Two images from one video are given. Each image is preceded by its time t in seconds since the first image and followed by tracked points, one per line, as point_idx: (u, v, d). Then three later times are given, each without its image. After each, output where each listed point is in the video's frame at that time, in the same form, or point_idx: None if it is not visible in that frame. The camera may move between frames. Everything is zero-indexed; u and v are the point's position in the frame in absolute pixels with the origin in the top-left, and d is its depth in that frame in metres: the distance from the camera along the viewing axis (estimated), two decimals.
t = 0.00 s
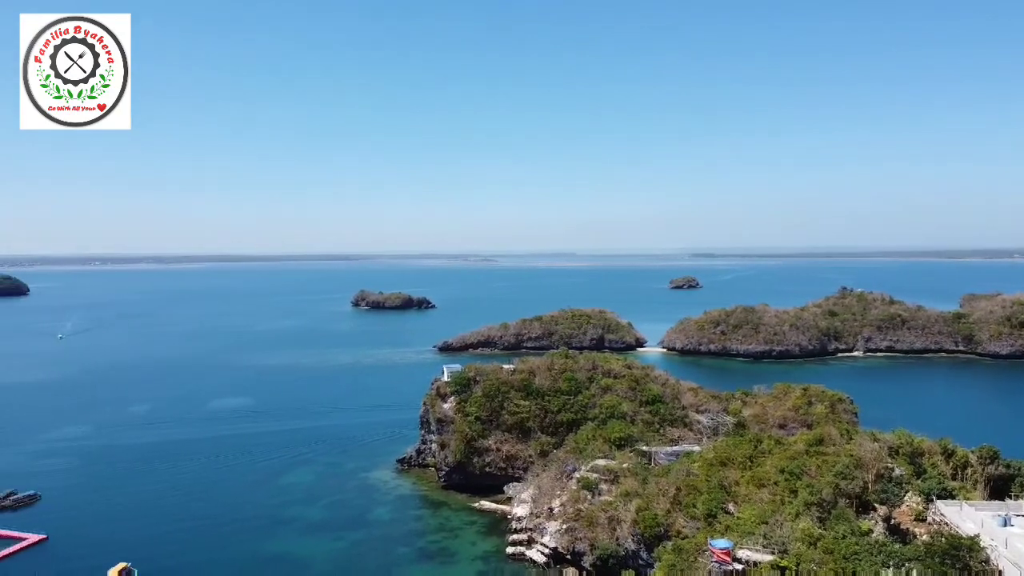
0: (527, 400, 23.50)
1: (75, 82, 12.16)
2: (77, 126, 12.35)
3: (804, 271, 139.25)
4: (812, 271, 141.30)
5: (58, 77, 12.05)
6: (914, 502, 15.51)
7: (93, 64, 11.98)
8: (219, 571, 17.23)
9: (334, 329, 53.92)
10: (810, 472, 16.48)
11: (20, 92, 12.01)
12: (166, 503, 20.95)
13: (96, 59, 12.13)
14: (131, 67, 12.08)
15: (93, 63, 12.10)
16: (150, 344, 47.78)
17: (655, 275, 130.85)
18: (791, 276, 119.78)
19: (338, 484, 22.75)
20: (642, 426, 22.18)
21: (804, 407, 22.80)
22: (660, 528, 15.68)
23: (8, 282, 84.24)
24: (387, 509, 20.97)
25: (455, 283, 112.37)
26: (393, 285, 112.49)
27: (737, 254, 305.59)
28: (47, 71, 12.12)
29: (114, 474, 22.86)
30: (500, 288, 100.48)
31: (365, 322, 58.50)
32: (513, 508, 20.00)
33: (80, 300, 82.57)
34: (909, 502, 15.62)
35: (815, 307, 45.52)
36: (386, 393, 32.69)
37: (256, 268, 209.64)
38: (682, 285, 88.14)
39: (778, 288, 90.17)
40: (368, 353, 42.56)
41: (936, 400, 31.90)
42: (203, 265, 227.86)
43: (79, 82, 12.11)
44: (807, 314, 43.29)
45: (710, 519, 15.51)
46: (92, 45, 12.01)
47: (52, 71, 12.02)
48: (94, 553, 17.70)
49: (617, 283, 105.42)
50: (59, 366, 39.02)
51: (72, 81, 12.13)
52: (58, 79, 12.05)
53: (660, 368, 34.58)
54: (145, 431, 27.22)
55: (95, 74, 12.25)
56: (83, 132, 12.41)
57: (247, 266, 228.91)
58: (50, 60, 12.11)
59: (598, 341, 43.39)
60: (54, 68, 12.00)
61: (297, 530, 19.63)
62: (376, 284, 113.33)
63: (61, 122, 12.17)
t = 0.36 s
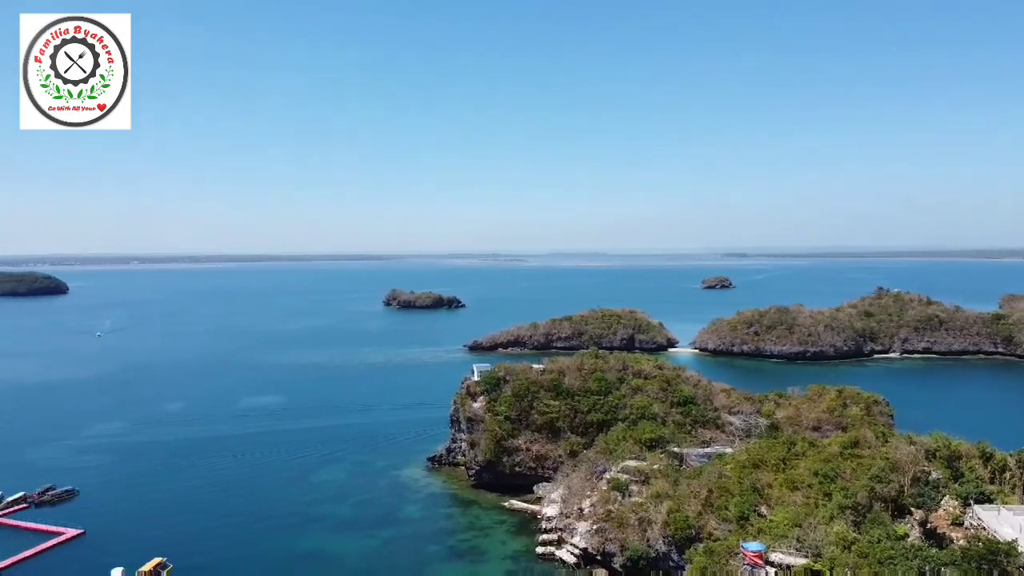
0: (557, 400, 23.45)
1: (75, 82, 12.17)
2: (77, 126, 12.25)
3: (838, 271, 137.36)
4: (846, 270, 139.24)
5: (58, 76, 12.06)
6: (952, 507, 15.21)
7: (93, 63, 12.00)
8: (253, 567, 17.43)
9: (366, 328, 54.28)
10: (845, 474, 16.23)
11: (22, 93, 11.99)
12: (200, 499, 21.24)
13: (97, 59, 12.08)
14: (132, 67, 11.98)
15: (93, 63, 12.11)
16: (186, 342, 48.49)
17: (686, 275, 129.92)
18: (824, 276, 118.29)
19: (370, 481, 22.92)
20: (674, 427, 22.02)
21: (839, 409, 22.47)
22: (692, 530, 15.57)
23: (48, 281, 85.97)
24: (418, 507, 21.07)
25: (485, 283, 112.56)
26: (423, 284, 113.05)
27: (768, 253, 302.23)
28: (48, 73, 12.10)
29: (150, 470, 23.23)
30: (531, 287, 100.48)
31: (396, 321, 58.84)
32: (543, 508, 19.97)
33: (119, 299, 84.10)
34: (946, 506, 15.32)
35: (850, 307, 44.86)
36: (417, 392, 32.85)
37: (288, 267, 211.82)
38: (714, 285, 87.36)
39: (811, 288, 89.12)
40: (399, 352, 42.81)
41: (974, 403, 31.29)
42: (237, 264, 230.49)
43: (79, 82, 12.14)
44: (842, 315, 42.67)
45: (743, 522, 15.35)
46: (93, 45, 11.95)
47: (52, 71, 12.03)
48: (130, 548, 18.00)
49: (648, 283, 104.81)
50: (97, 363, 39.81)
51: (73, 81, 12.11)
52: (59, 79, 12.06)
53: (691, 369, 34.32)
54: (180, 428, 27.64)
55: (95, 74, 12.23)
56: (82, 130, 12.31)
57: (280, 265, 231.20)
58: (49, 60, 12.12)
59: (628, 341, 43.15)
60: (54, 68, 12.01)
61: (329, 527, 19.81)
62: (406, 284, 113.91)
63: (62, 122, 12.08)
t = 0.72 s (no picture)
0: (578, 400, 23.39)
1: (75, 82, 12.31)
2: (76, 125, 12.54)
3: (863, 271, 135.85)
4: (873, 270, 137.55)
5: (59, 76, 12.21)
6: (978, 510, 14.99)
7: (93, 63, 12.16)
8: (275, 564, 17.57)
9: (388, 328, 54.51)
10: (870, 477, 16.02)
11: (22, 93, 12.18)
12: (225, 496, 21.44)
13: (96, 59, 12.28)
14: (131, 67, 12.25)
15: (93, 63, 12.27)
16: (211, 341, 48.98)
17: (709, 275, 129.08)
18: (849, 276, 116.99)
19: (392, 479, 23.03)
20: (696, 428, 21.88)
21: (864, 411, 22.21)
22: (714, 532, 15.48)
23: (76, 280, 87.22)
24: (440, 506, 21.14)
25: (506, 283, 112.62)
26: (446, 283, 113.34)
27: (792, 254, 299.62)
28: (47, 72, 12.31)
29: (176, 467, 23.50)
30: (552, 287, 100.35)
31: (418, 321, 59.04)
32: (565, 508, 19.93)
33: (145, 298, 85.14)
34: (973, 509, 15.09)
35: (876, 308, 44.33)
36: (439, 391, 32.96)
37: (311, 267, 213.34)
38: (738, 285, 86.69)
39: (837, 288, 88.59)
40: (420, 352, 42.95)
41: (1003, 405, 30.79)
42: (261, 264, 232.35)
43: (79, 82, 12.28)
44: (867, 316, 42.19)
45: (766, 524, 15.22)
46: (92, 45, 12.16)
47: (53, 71, 12.19)
48: (155, 544, 18.21)
49: (670, 283, 104.25)
50: (125, 362, 40.35)
51: (72, 81, 12.32)
52: (59, 79, 12.22)
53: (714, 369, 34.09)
54: (206, 426, 27.93)
55: (95, 74, 12.41)
56: (81, 129, 12.55)
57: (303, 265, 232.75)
58: (51, 61, 12.28)
59: (650, 342, 42.87)
60: (55, 68, 12.17)
61: (351, 525, 19.92)
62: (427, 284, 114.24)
63: (61, 122, 12.41)
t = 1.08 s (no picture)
0: (603, 401, 23.30)
1: (74, 81, 12.13)
2: (77, 126, 12.35)
3: (894, 271, 133.88)
4: (905, 270, 135.37)
5: (58, 76, 12.04)
6: (1011, 514, 14.70)
7: (92, 62, 11.99)
8: (302, 561, 17.71)
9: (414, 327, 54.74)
10: (900, 480, 15.78)
11: (22, 94, 12.01)
12: (253, 494, 21.68)
13: (97, 59, 12.14)
14: (131, 67, 12.04)
15: (92, 62, 12.09)
16: (240, 340, 49.55)
17: (737, 276, 127.97)
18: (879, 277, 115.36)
19: (418, 478, 23.12)
20: (723, 430, 21.70)
21: (894, 413, 21.86)
22: (741, 534, 15.37)
23: (108, 280, 88.76)
24: (465, 505, 21.19)
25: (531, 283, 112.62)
26: (473, 283, 113.63)
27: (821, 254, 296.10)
28: (48, 72, 12.16)
29: (205, 464, 23.81)
30: (578, 287, 100.20)
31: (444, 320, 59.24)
32: (590, 509, 19.85)
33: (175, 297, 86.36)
34: (1006, 513, 14.81)
35: (907, 309, 43.64)
36: (465, 390, 33.05)
37: (338, 267, 214.91)
38: (767, 285, 85.77)
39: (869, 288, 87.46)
40: (446, 351, 43.10)
41: None
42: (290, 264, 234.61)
43: (78, 81, 12.10)
44: (898, 316, 41.54)
45: (794, 527, 15.05)
46: (92, 45, 12.03)
47: (52, 70, 12.04)
48: (185, 541, 18.46)
49: (696, 283, 103.51)
50: (156, 360, 41.00)
51: (72, 81, 12.16)
52: (58, 78, 12.05)
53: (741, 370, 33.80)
54: (235, 424, 28.27)
55: (96, 74, 12.25)
56: (81, 130, 12.34)
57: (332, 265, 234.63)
58: (50, 60, 12.12)
59: (676, 342, 42.57)
60: (54, 67, 12.04)
61: (377, 523, 20.03)
62: (453, 283, 114.56)
63: (61, 123, 12.21)
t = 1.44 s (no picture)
0: (623, 401, 23.21)
1: (72, 80, 11.66)
2: (77, 126, 11.83)
3: (920, 271, 132.23)
4: (931, 270, 133.49)
5: (57, 75, 11.63)
6: None
7: (90, 60, 11.58)
8: (324, 559, 17.82)
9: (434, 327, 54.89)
10: (925, 482, 15.56)
11: (22, 92, 11.54)
12: (275, 491, 21.86)
13: (96, 58, 11.61)
14: (129, 67, 11.45)
15: (90, 60, 11.63)
16: (263, 338, 49.99)
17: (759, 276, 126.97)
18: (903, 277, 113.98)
19: (438, 477, 23.17)
20: (745, 431, 21.55)
21: (919, 415, 21.57)
22: (763, 536, 15.27)
23: (134, 279, 90.01)
24: (485, 504, 21.21)
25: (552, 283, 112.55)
26: (493, 283, 113.78)
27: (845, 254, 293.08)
28: (48, 70, 11.66)
29: (228, 462, 24.05)
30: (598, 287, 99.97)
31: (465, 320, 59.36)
32: (610, 509, 19.78)
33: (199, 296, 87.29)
34: None
35: (932, 309, 43.07)
36: (485, 389, 33.09)
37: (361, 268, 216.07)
38: (790, 285, 84.98)
39: (894, 288, 86.62)
40: (466, 351, 43.19)
41: None
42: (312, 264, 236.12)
43: (77, 80, 11.63)
44: (923, 317, 41.01)
45: (817, 529, 14.93)
46: (91, 45, 11.51)
47: (50, 69, 11.67)
48: (208, 539, 18.63)
49: (718, 283, 102.85)
50: (180, 358, 41.46)
51: (73, 81, 11.70)
52: (57, 76, 11.64)
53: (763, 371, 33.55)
54: (257, 422, 28.52)
55: (95, 73, 11.68)
56: (82, 131, 11.85)
57: (353, 265, 235.74)
58: (48, 58, 11.71)
59: (698, 342, 42.26)
60: (53, 66, 11.65)
61: (397, 522, 20.11)
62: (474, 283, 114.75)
63: (58, 122, 11.67)
